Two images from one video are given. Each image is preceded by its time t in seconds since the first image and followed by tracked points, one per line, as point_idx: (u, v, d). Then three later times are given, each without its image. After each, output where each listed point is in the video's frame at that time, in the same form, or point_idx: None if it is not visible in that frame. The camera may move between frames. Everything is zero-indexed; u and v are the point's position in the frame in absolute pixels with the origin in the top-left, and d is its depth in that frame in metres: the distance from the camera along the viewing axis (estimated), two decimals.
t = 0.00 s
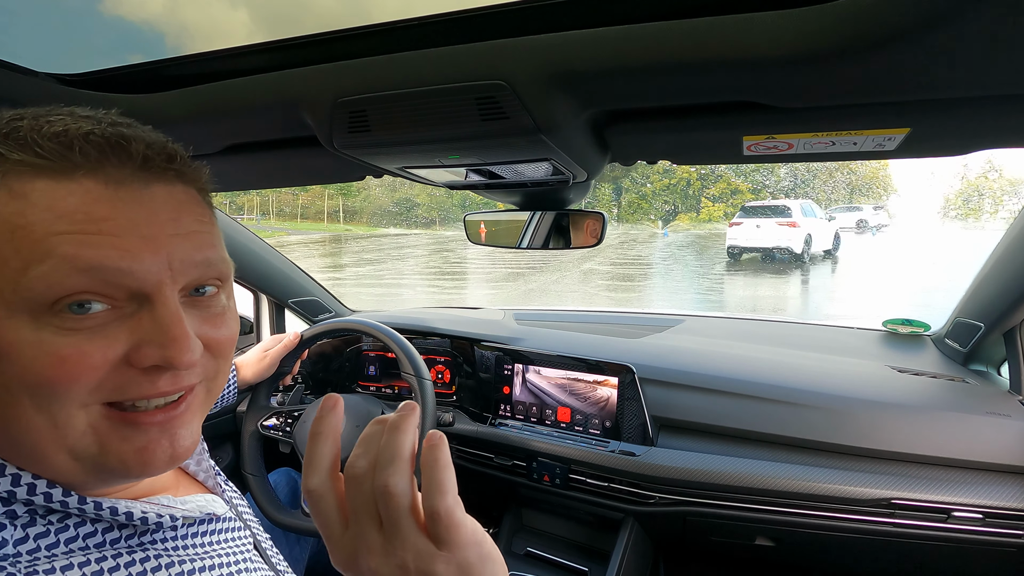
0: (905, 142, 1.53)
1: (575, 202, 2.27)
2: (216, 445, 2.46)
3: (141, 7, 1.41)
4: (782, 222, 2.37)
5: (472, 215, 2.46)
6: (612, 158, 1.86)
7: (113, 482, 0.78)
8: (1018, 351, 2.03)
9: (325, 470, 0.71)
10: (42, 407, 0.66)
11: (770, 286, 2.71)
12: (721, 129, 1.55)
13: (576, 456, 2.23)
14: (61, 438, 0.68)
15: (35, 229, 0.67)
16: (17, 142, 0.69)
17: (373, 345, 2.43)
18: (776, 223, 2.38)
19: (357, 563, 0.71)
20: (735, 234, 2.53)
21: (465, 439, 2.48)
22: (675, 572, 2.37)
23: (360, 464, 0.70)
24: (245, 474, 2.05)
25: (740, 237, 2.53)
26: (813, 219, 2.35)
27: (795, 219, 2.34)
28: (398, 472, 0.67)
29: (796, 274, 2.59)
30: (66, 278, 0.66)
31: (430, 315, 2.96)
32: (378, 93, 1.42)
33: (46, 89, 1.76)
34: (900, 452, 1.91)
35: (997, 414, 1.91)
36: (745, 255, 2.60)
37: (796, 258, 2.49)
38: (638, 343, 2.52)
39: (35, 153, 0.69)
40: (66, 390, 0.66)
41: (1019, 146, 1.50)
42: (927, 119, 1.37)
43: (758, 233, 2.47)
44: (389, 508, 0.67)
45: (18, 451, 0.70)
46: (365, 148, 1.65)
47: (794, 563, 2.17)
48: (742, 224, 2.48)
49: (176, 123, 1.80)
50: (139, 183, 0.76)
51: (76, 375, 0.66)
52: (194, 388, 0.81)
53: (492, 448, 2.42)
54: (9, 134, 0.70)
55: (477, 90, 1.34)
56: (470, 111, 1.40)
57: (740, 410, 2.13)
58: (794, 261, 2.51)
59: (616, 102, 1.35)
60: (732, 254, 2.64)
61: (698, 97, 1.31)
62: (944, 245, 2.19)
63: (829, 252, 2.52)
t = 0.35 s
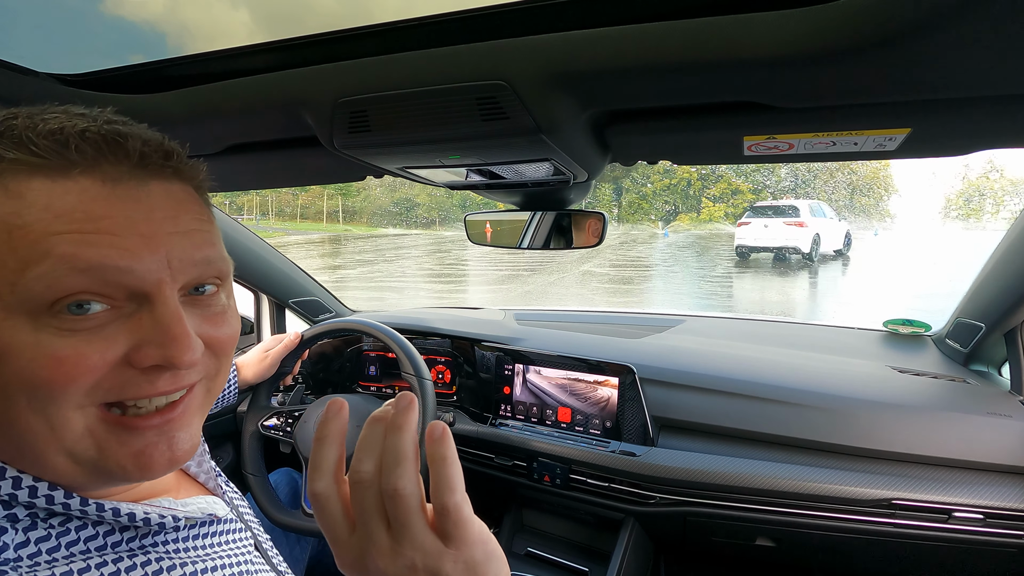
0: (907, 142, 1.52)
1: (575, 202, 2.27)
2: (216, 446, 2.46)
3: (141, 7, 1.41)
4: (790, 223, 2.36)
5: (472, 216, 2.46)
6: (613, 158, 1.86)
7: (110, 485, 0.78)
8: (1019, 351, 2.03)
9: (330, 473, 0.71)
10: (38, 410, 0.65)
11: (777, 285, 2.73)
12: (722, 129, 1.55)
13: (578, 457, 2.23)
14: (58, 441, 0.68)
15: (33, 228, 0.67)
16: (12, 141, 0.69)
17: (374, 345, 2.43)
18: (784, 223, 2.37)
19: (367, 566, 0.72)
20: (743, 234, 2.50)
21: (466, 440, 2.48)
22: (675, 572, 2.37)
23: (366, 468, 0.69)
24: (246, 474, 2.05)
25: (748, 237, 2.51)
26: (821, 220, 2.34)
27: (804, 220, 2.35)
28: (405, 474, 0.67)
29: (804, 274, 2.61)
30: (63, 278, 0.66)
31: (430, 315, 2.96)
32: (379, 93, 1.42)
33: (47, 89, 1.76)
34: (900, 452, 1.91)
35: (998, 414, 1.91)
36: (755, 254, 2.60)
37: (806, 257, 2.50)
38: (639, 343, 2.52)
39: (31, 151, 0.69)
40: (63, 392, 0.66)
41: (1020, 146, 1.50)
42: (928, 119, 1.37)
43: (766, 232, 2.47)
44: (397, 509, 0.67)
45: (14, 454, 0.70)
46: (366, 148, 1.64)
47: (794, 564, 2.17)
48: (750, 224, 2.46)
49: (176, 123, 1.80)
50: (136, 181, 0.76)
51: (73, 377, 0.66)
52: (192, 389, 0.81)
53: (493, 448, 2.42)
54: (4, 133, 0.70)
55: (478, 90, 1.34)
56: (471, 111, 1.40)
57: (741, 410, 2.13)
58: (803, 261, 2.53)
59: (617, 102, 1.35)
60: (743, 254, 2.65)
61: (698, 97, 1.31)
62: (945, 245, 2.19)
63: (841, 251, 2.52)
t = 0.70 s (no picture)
0: (907, 143, 1.52)
1: (576, 202, 2.26)
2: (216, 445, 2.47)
3: (142, 8, 1.41)
4: (798, 221, 2.31)
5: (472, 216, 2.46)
6: (614, 158, 1.86)
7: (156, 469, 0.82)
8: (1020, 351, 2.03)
9: (344, 467, 0.72)
10: (106, 404, 0.67)
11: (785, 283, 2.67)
12: (723, 129, 1.55)
13: (578, 457, 2.23)
14: (118, 434, 0.70)
15: (86, 229, 0.67)
16: (44, 143, 0.67)
17: (375, 345, 2.43)
18: (792, 222, 2.33)
19: (377, 563, 0.70)
20: (753, 234, 2.47)
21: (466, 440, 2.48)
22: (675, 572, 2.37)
23: (379, 464, 0.68)
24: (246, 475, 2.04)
25: (757, 236, 2.48)
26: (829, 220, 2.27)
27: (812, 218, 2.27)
28: (419, 469, 0.67)
29: (812, 273, 2.56)
30: (134, 276, 0.68)
31: (431, 315, 2.96)
32: (380, 93, 1.42)
33: (48, 89, 1.76)
34: (901, 452, 1.91)
35: (999, 414, 1.91)
36: (764, 254, 2.56)
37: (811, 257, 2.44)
38: (639, 343, 2.53)
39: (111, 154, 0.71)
40: (134, 386, 0.68)
41: (1021, 146, 1.50)
42: (928, 119, 1.37)
43: (774, 232, 2.44)
44: (411, 504, 0.67)
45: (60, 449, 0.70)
46: (366, 148, 1.64)
47: (794, 564, 2.17)
48: (759, 223, 2.43)
49: (177, 123, 1.80)
50: (197, 181, 0.80)
51: (146, 371, 0.68)
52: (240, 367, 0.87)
53: (493, 448, 2.42)
54: (33, 133, 0.67)
55: (478, 90, 1.34)
56: (471, 111, 1.40)
57: (742, 411, 2.13)
58: (810, 261, 2.48)
59: (617, 102, 1.35)
60: (754, 254, 2.60)
61: (699, 97, 1.31)
62: (946, 245, 2.19)
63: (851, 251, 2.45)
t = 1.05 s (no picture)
0: (908, 142, 1.52)
1: (576, 202, 2.27)
2: (216, 445, 2.47)
3: (144, 8, 1.41)
4: (807, 221, 2.34)
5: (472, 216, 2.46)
6: (614, 158, 1.86)
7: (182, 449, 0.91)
8: (1021, 351, 2.02)
9: (380, 443, 0.75)
10: (203, 382, 0.81)
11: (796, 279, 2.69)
12: (724, 129, 1.55)
13: (578, 456, 2.23)
14: (198, 408, 0.82)
15: (200, 237, 0.79)
16: (150, 160, 0.74)
17: (375, 345, 2.43)
18: (801, 222, 2.36)
19: (408, 534, 0.74)
20: (762, 234, 2.48)
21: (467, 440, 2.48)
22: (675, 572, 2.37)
23: (409, 442, 0.73)
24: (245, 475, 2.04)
25: (766, 236, 2.49)
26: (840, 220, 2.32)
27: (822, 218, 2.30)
28: (445, 446, 0.72)
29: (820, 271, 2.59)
30: (228, 279, 0.84)
31: (431, 315, 2.96)
32: (381, 93, 1.42)
33: (49, 89, 1.76)
34: (902, 453, 1.90)
35: (1000, 414, 1.91)
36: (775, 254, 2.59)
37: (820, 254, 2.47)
38: (639, 343, 2.53)
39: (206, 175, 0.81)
40: (224, 367, 0.84)
41: (1022, 146, 1.50)
42: (929, 119, 1.36)
43: (784, 232, 2.46)
44: (439, 475, 0.72)
45: (139, 426, 0.78)
46: (367, 147, 1.64)
47: (795, 564, 2.16)
48: (770, 223, 2.44)
49: (178, 123, 1.80)
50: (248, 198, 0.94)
51: (231, 356, 0.85)
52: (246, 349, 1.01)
53: (494, 448, 2.42)
54: (135, 151, 0.73)
55: (480, 89, 1.33)
56: (472, 110, 1.39)
57: (743, 411, 2.13)
58: (819, 261, 2.54)
59: (618, 102, 1.35)
60: (761, 254, 2.63)
61: (700, 97, 1.31)
62: (946, 245, 2.19)
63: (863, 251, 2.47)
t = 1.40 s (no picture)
0: (908, 143, 1.53)
1: (577, 202, 2.26)
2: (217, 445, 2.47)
3: (144, 8, 1.42)
4: (817, 221, 2.30)
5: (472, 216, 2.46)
6: (615, 158, 1.86)
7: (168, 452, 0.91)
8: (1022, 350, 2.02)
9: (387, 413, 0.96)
10: (189, 386, 0.82)
11: (801, 281, 2.65)
12: (724, 129, 1.55)
13: (578, 456, 2.23)
14: (187, 411, 0.84)
15: (182, 244, 0.79)
16: (121, 167, 0.72)
17: (377, 345, 2.43)
18: (811, 222, 2.32)
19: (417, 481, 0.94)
20: (771, 234, 2.44)
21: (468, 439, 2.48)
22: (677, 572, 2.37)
23: (414, 408, 0.95)
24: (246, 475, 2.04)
25: (775, 236, 2.44)
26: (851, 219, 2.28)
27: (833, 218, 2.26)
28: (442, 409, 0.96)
29: (830, 271, 2.54)
30: (208, 283, 0.84)
31: (432, 315, 2.96)
32: (381, 93, 1.42)
33: (49, 90, 1.76)
34: (902, 453, 1.90)
35: (1001, 415, 1.91)
36: (787, 254, 2.53)
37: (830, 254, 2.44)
38: (640, 343, 2.53)
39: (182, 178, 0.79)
40: (209, 370, 0.85)
41: (1022, 145, 1.50)
42: (929, 119, 1.37)
43: (793, 232, 2.41)
44: (438, 430, 0.96)
45: (128, 435, 0.79)
46: (367, 147, 1.64)
47: (796, 564, 2.16)
48: (779, 223, 2.40)
49: (178, 124, 1.80)
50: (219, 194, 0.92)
51: (216, 358, 0.86)
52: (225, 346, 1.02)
53: (495, 448, 2.42)
54: (102, 157, 0.71)
55: (481, 89, 1.33)
56: (472, 110, 1.39)
57: (744, 411, 2.12)
58: (831, 259, 2.48)
59: (619, 102, 1.35)
60: (771, 253, 2.58)
61: (700, 97, 1.31)
62: (947, 245, 2.19)
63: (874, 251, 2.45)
